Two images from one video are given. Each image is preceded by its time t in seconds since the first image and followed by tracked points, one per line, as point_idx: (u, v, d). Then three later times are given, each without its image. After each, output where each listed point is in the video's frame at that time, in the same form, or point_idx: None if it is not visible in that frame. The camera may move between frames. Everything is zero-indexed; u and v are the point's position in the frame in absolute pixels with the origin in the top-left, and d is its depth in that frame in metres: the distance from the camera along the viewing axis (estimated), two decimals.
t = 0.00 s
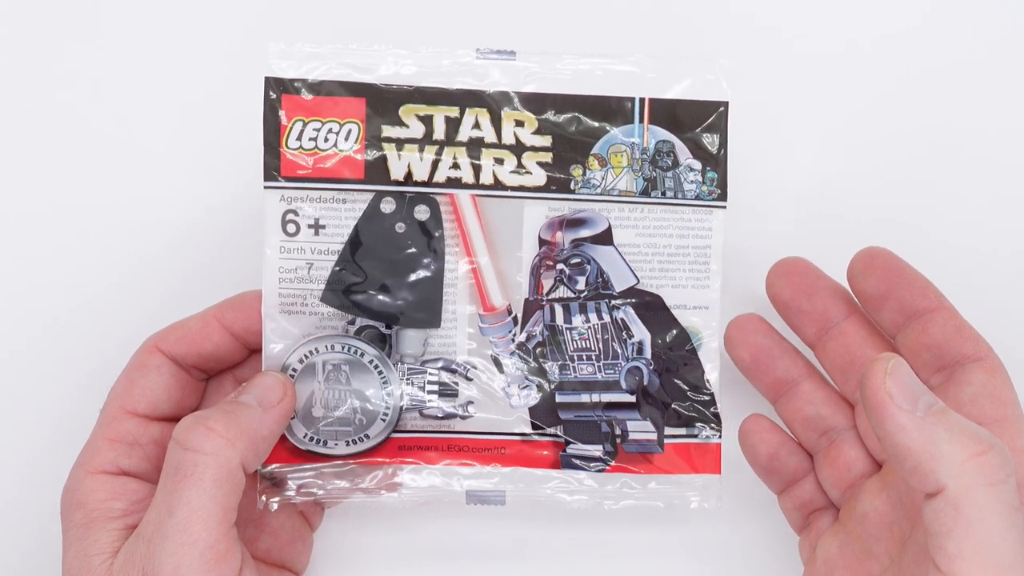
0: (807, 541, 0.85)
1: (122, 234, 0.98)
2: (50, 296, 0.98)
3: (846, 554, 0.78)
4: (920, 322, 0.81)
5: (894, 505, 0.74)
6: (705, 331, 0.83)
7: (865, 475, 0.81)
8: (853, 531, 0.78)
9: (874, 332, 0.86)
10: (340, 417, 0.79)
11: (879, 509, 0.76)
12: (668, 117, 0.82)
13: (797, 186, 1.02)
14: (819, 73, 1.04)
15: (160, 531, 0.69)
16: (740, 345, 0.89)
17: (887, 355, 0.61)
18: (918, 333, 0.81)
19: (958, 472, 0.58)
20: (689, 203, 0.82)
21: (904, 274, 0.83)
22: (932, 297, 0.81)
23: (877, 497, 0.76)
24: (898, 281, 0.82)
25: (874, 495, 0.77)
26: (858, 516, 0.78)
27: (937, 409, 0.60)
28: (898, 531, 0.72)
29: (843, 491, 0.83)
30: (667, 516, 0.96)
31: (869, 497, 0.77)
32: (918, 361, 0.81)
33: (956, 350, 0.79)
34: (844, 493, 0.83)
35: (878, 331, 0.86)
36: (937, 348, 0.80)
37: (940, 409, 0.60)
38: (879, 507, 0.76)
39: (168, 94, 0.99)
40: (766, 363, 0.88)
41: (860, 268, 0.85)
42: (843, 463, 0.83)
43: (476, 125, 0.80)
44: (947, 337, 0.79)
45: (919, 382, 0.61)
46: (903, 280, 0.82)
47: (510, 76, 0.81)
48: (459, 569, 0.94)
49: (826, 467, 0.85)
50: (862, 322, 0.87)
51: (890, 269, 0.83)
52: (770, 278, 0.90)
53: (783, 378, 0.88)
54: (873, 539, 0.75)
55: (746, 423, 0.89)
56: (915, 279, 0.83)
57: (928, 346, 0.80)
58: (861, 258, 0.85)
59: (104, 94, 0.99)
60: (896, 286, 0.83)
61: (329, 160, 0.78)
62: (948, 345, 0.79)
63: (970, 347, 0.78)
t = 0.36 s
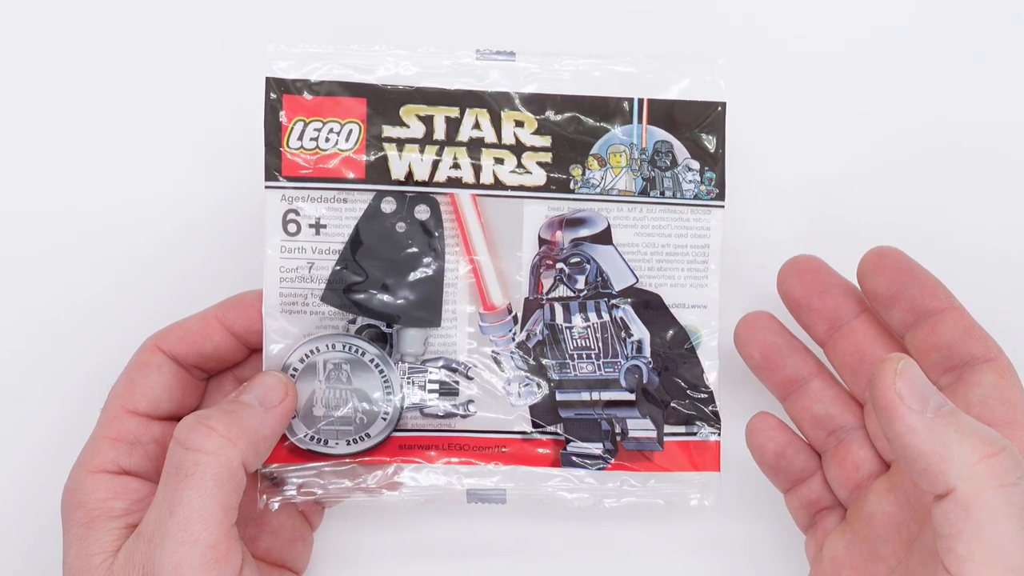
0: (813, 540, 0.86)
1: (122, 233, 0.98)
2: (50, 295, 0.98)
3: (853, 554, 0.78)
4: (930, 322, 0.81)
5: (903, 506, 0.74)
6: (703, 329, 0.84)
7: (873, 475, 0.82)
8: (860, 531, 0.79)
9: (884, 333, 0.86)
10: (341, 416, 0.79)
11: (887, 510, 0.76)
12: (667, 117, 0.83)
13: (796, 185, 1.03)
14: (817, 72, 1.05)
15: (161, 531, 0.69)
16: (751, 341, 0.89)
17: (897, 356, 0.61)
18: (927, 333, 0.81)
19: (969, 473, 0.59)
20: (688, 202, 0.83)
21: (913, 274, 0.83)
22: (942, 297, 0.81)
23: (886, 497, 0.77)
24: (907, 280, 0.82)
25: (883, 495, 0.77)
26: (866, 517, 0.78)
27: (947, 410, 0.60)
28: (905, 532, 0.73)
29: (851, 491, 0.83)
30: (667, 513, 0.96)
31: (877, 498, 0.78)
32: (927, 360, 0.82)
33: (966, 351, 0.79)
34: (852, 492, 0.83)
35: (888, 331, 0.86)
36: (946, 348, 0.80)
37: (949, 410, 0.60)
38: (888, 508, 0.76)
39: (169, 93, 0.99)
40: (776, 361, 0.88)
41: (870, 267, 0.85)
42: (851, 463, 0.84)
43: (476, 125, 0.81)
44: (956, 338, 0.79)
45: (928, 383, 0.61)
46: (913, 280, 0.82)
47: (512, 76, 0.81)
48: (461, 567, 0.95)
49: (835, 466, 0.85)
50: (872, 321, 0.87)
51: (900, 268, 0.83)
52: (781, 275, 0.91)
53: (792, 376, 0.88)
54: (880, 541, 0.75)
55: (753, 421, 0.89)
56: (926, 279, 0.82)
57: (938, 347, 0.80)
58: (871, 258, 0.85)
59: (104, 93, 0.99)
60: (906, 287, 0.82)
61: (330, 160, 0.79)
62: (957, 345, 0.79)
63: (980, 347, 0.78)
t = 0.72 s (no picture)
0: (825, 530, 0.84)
1: (122, 233, 0.98)
2: (50, 295, 0.98)
3: (867, 557, 0.77)
4: (965, 323, 0.78)
5: (922, 515, 0.71)
6: (702, 326, 0.84)
7: (897, 473, 0.79)
8: (877, 534, 0.77)
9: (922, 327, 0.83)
10: (340, 416, 0.79)
11: (906, 517, 0.73)
12: (664, 115, 0.83)
13: (794, 182, 1.04)
14: (815, 69, 1.05)
15: (160, 531, 0.69)
16: (787, 320, 0.88)
17: (934, 374, 0.60)
18: (962, 334, 0.77)
19: (997, 509, 0.59)
20: (685, 199, 0.83)
21: (953, 269, 0.78)
22: (980, 298, 0.78)
23: (905, 503, 0.74)
24: (946, 277, 0.78)
25: (903, 501, 0.74)
26: (885, 521, 0.76)
27: (981, 437, 0.60)
28: (923, 543, 0.70)
29: (873, 487, 0.81)
30: (668, 510, 0.96)
31: (897, 502, 0.75)
32: (959, 361, 0.78)
33: (1001, 357, 0.76)
34: (873, 489, 0.81)
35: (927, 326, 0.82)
36: (980, 351, 0.76)
37: (984, 437, 0.60)
38: (907, 514, 0.73)
39: (169, 94, 0.99)
40: (812, 342, 0.86)
41: (907, 258, 0.80)
42: (875, 458, 0.81)
43: (474, 123, 0.81)
44: (992, 341, 0.76)
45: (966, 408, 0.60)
46: (951, 277, 0.78)
47: (510, 75, 0.82)
48: (461, 565, 0.94)
49: (858, 458, 0.83)
50: (912, 313, 0.84)
51: (939, 263, 0.79)
52: (824, 254, 0.88)
53: (827, 360, 0.86)
54: (895, 548, 0.73)
55: (776, 399, 0.88)
56: (965, 276, 0.78)
57: (972, 349, 0.77)
58: (907, 249, 0.80)
59: (104, 93, 0.99)
60: (943, 282, 0.78)
61: (328, 159, 0.79)
62: (992, 350, 0.76)
63: (1016, 355, 0.75)
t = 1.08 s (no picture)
0: None
1: (123, 233, 0.98)
2: (51, 295, 0.98)
3: None
4: (814, 343, 0.65)
5: None
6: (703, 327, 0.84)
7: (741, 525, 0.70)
8: None
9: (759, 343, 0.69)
10: (343, 416, 0.80)
11: None
12: (665, 117, 0.83)
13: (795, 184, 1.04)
14: (816, 71, 1.06)
15: (163, 530, 0.69)
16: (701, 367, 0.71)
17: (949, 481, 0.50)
18: (810, 356, 0.65)
19: None
20: (687, 201, 0.83)
21: (808, 281, 0.67)
22: (833, 312, 0.66)
23: None
24: (795, 287, 0.66)
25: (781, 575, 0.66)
26: None
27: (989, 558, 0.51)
28: None
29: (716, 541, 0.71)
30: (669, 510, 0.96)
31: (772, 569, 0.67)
32: (808, 390, 0.66)
33: (856, 391, 0.63)
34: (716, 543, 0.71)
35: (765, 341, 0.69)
36: (829, 379, 0.64)
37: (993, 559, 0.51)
38: None
39: (172, 94, 1.00)
40: (643, 358, 0.75)
41: (758, 262, 0.68)
42: (716, 505, 0.72)
43: (476, 125, 0.81)
44: (847, 368, 0.64)
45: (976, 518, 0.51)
46: (804, 291, 0.66)
47: (513, 77, 0.82)
48: (462, 565, 0.95)
49: (696, 505, 0.73)
50: (748, 330, 0.69)
51: (789, 274, 0.67)
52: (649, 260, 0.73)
53: (656, 383, 0.75)
54: None
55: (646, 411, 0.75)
56: (810, 284, 0.67)
57: (824, 376, 0.65)
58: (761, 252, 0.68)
59: (105, 94, 0.99)
60: (794, 293, 0.66)
61: (331, 160, 0.79)
62: (849, 382, 0.64)
63: (879, 386, 0.64)
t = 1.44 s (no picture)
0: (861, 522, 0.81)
1: (124, 233, 0.98)
2: (52, 296, 0.98)
3: (917, 560, 0.72)
4: None
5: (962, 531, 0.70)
6: (701, 327, 0.84)
7: (956, 482, 0.75)
8: (930, 538, 0.72)
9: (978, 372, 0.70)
10: (339, 416, 0.79)
11: (968, 526, 0.70)
12: (664, 116, 0.83)
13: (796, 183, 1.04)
14: (817, 70, 1.05)
15: (159, 530, 0.69)
16: (854, 371, 0.75)
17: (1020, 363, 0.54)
18: None
19: None
20: (685, 201, 0.83)
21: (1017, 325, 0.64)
22: None
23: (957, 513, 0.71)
24: None
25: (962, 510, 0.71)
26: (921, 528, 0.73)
27: None
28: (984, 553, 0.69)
29: (927, 493, 0.76)
30: (667, 511, 0.96)
31: (958, 508, 0.71)
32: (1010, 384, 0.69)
33: None
34: (926, 494, 0.76)
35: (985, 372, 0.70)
36: None
37: None
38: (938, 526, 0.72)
39: (170, 94, 0.99)
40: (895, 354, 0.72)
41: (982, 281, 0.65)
42: (934, 467, 0.76)
43: (473, 123, 0.81)
44: None
45: None
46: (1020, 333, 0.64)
47: (511, 76, 0.82)
48: (461, 565, 0.94)
49: (913, 468, 0.77)
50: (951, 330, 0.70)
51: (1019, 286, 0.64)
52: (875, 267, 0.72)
53: (893, 398, 0.76)
54: (952, 556, 0.70)
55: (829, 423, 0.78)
56: None
57: None
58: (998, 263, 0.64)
59: (107, 94, 0.99)
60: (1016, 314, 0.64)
61: (327, 159, 0.79)
62: None
63: None
